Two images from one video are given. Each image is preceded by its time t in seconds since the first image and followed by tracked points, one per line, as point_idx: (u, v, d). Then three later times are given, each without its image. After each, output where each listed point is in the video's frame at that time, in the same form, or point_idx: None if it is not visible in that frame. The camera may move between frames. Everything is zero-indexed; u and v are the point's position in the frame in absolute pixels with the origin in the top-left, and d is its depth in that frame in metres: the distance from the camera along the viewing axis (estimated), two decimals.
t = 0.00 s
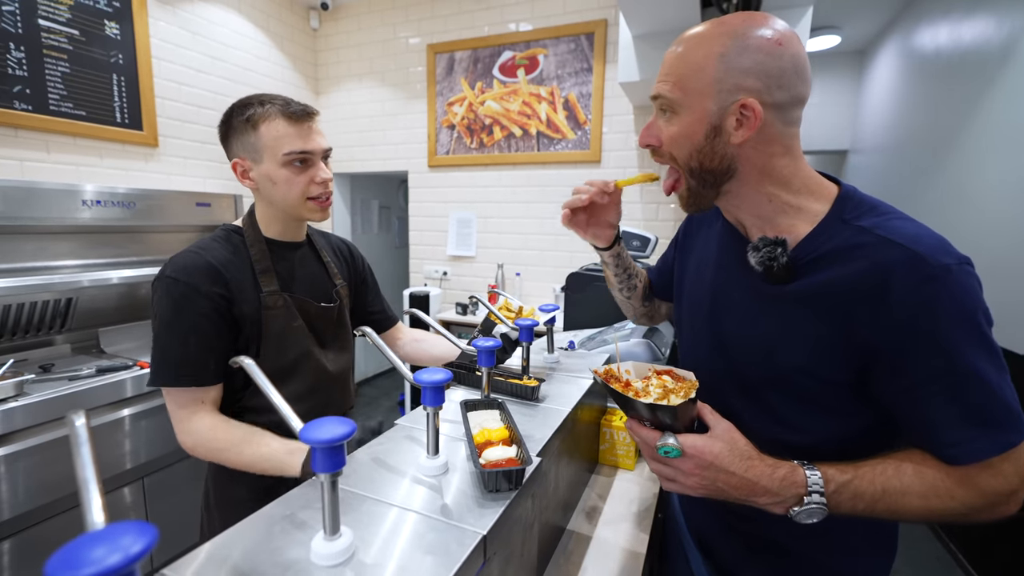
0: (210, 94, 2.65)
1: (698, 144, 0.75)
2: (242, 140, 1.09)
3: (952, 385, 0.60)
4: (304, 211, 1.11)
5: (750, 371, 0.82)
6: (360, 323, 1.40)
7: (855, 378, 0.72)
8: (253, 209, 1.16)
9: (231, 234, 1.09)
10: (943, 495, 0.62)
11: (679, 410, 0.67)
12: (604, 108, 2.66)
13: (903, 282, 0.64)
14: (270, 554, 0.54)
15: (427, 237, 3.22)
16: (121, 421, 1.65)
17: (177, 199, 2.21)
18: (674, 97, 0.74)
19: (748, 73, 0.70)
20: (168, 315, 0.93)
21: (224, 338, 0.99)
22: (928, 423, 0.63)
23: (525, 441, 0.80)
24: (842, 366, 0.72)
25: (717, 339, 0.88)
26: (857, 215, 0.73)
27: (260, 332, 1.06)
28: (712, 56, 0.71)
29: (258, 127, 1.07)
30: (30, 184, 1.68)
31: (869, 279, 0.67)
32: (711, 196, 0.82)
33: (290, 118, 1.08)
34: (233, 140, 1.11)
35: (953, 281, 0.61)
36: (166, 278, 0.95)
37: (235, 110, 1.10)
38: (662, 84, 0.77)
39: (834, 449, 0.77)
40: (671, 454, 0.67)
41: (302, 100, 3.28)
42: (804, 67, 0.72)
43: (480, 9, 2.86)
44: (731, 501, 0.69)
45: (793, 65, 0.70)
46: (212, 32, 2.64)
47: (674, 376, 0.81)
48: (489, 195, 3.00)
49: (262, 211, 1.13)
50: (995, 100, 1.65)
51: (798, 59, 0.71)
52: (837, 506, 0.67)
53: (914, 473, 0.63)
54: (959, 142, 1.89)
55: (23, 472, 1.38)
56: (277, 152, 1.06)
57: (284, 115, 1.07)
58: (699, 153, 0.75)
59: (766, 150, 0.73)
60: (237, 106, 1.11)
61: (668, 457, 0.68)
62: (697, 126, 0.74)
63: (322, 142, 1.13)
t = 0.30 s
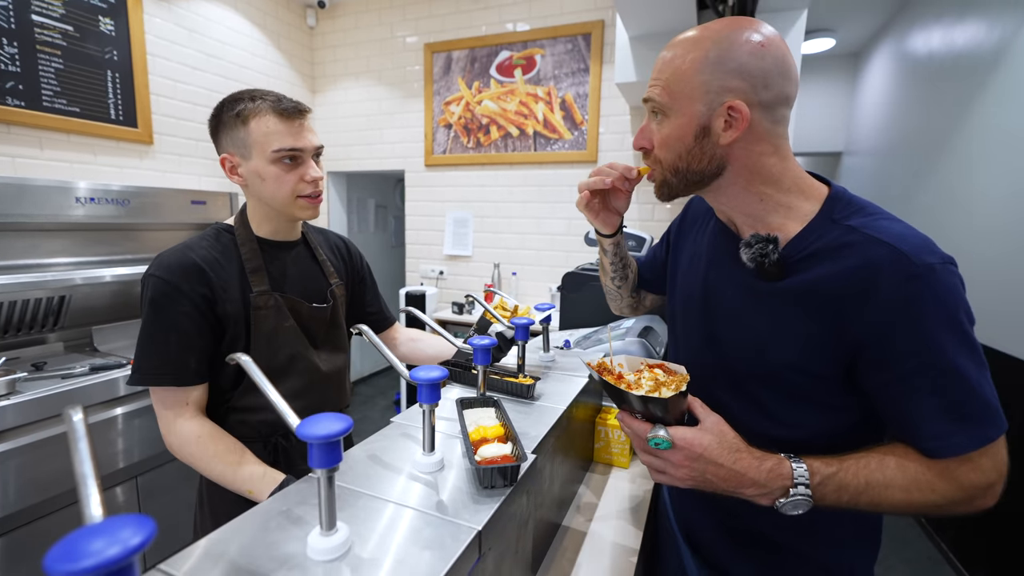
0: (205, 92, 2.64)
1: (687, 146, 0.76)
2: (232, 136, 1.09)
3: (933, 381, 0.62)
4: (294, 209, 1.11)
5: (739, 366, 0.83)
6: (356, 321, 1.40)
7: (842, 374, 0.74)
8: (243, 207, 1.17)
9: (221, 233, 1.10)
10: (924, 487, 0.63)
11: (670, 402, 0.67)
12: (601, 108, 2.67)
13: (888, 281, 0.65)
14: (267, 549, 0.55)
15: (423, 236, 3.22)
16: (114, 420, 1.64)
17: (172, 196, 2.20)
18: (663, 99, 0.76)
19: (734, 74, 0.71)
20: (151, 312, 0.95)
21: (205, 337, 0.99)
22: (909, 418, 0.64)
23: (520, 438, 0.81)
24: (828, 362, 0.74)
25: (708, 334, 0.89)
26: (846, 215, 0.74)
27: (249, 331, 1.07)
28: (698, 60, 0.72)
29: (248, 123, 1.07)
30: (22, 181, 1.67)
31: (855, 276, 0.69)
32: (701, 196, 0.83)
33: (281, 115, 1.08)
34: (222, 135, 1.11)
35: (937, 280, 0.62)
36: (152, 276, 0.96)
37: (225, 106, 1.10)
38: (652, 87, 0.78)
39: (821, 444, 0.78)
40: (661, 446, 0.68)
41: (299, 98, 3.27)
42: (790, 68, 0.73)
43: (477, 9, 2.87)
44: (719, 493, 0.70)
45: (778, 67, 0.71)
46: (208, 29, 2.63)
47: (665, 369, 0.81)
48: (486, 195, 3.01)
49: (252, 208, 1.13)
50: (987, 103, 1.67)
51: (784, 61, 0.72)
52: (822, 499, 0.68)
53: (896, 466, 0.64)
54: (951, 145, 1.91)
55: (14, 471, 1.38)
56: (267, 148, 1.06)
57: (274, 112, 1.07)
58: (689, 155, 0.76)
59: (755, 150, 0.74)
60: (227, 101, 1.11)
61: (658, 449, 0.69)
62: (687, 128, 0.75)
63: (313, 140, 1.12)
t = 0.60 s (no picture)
0: (196, 89, 2.62)
1: (675, 146, 0.77)
2: (225, 135, 1.09)
3: (914, 378, 0.63)
4: (285, 211, 1.11)
5: (726, 364, 0.84)
6: (347, 320, 1.40)
7: (826, 371, 0.75)
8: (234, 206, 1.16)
9: (210, 231, 1.09)
10: (905, 483, 0.64)
11: (657, 401, 0.68)
12: (593, 108, 2.68)
13: (871, 280, 0.67)
14: (257, 546, 0.55)
15: (416, 235, 3.21)
16: (104, 419, 1.63)
17: (162, 194, 2.19)
18: (651, 102, 0.77)
19: (720, 75, 0.72)
20: (137, 309, 0.94)
21: (192, 336, 0.99)
22: (891, 415, 0.65)
23: (511, 436, 0.81)
24: (812, 360, 0.75)
25: (695, 332, 0.90)
26: (831, 214, 0.75)
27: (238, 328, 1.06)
28: (684, 62, 0.73)
29: (242, 124, 1.07)
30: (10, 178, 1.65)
31: (839, 276, 0.70)
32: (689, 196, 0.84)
33: (276, 117, 1.08)
34: (216, 135, 1.11)
35: (918, 279, 0.64)
36: (139, 274, 0.96)
37: (220, 105, 1.10)
38: (640, 90, 0.79)
39: (806, 440, 0.79)
40: (648, 442, 0.69)
41: (290, 96, 3.25)
42: (774, 68, 0.74)
43: (470, 8, 2.87)
44: (705, 489, 0.71)
45: (763, 68, 0.73)
46: (199, 26, 2.61)
47: (653, 367, 0.82)
48: (478, 193, 3.01)
49: (243, 208, 1.12)
50: (975, 106, 1.69)
51: (768, 62, 0.73)
52: (805, 495, 0.69)
53: (878, 463, 0.66)
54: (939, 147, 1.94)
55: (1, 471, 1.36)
56: (261, 150, 1.06)
57: (270, 114, 1.07)
58: (676, 155, 0.77)
59: (741, 150, 0.75)
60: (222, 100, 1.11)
61: (644, 445, 0.70)
62: (675, 129, 0.76)
63: (307, 143, 1.12)
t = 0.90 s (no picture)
0: (196, 90, 2.62)
1: (674, 145, 0.77)
2: (228, 133, 1.09)
3: (909, 377, 0.63)
4: (287, 208, 1.11)
5: (723, 362, 0.84)
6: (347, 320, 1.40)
7: (823, 370, 0.75)
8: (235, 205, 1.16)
9: (209, 231, 1.09)
10: (900, 482, 0.64)
11: (652, 397, 0.69)
12: (593, 108, 2.69)
13: (868, 278, 0.67)
14: (255, 545, 0.55)
15: (415, 236, 3.22)
16: (103, 419, 1.63)
17: (162, 195, 2.19)
18: (649, 101, 0.77)
19: (717, 73, 0.72)
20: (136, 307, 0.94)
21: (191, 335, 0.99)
22: (887, 414, 0.65)
23: (509, 435, 0.82)
24: (810, 359, 0.75)
25: (693, 330, 0.90)
26: (829, 213, 0.76)
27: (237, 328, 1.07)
28: (682, 61, 0.74)
29: (245, 121, 1.07)
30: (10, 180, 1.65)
31: (837, 274, 0.70)
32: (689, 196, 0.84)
33: (278, 114, 1.08)
34: (218, 133, 1.11)
35: (915, 277, 0.64)
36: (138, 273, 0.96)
37: (223, 102, 1.10)
38: (639, 89, 0.80)
39: (803, 439, 0.79)
40: (642, 439, 0.70)
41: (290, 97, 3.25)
42: (771, 66, 0.74)
43: (469, 8, 2.87)
44: (699, 486, 0.71)
45: (760, 66, 0.73)
46: (199, 27, 2.61)
47: (648, 364, 0.83)
48: (478, 194, 3.01)
49: (245, 206, 1.12)
50: (973, 106, 1.70)
51: (765, 59, 0.74)
52: (800, 493, 0.70)
53: (873, 461, 0.66)
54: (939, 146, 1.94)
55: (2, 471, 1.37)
56: (263, 146, 1.06)
57: (272, 111, 1.07)
58: (676, 154, 0.78)
59: (740, 148, 0.76)
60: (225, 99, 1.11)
61: (639, 442, 0.70)
62: (674, 128, 0.76)
63: (309, 140, 1.13)
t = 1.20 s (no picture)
0: (197, 91, 2.63)
1: (676, 145, 0.77)
2: (230, 135, 1.09)
3: (913, 378, 0.63)
4: (293, 207, 1.11)
5: (724, 363, 0.85)
6: (347, 320, 1.41)
7: (824, 370, 0.75)
8: (240, 206, 1.16)
9: (212, 231, 1.10)
10: (904, 484, 0.64)
11: (653, 398, 0.69)
12: (593, 109, 2.69)
13: (871, 279, 0.67)
14: (255, 545, 0.55)
15: (416, 236, 3.22)
16: (105, 418, 1.64)
17: (164, 196, 2.20)
18: (650, 101, 0.77)
19: (719, 72, 0.73)
20: (139, 306, 0.95)
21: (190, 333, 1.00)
22: (891, 415, 0.66)
23: (509, 436, 0.82)
24: (811, 359, 0.75)
25: (693, 330, 0.91)
26: (831, 213, 0.76)
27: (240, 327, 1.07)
28: (683, 61, 0.74)
29: (247, 122, 1.08)
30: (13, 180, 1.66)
31: (839, 274, 0.70)
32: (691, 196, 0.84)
33: (279, 113, 1.09)
34: (221, 135, 1.11)
35: (919, 277, 0.64)
36: (143, 273, 0.96)
37: (224, 105, 1.11)
38: (639, 90, 0.80)
39: (804, 440, 0.79)
40: (644, 440, 0.70)
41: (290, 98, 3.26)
42: (771, 64, 0.75)
43: (470, 9, 2.87)
44: (702, 488, 0.72)
45: (760, 64, 0.74)
46: (200, 28, 2.62)
47: (650, 365, 0.83)
48: (478, 194, 3.01)
49: (250, 207, 1.12)
50: (976, 106, 1.69)
51: (765, 58, 0.74)
52: (803, 495, 0.70)
53: (877, 463, 0.66)
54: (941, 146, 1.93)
55: (4, 470, 1.37)
56: (266, 146, 1.07)
57: (273, 111, 1.08)
58: (678, 154, 0.78)
59: (743, 147, 0.76)
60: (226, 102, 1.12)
61: (640, 443, 0.71)
62: (675, 127, 0.76)
63: (311, 138, 1.14)
